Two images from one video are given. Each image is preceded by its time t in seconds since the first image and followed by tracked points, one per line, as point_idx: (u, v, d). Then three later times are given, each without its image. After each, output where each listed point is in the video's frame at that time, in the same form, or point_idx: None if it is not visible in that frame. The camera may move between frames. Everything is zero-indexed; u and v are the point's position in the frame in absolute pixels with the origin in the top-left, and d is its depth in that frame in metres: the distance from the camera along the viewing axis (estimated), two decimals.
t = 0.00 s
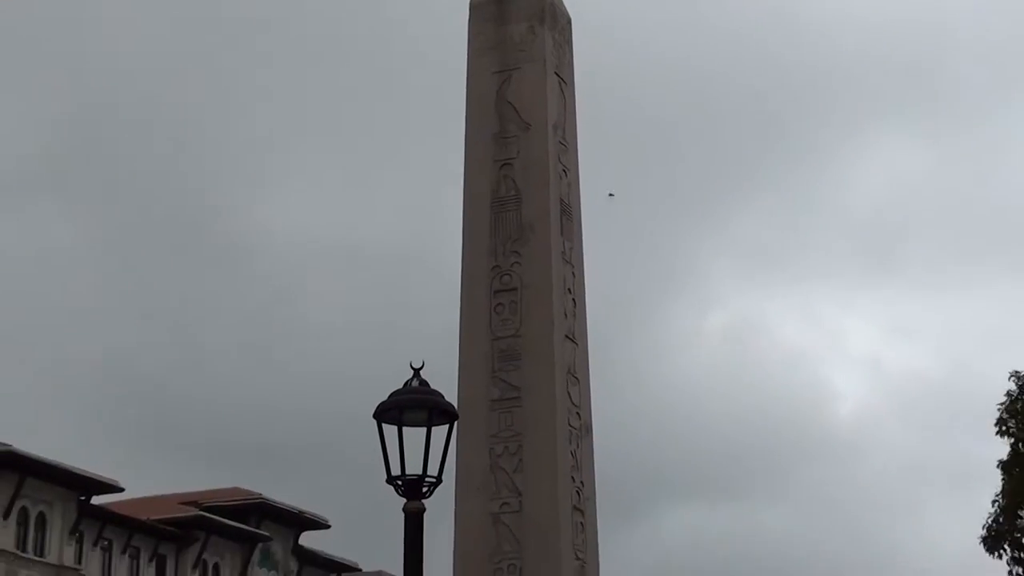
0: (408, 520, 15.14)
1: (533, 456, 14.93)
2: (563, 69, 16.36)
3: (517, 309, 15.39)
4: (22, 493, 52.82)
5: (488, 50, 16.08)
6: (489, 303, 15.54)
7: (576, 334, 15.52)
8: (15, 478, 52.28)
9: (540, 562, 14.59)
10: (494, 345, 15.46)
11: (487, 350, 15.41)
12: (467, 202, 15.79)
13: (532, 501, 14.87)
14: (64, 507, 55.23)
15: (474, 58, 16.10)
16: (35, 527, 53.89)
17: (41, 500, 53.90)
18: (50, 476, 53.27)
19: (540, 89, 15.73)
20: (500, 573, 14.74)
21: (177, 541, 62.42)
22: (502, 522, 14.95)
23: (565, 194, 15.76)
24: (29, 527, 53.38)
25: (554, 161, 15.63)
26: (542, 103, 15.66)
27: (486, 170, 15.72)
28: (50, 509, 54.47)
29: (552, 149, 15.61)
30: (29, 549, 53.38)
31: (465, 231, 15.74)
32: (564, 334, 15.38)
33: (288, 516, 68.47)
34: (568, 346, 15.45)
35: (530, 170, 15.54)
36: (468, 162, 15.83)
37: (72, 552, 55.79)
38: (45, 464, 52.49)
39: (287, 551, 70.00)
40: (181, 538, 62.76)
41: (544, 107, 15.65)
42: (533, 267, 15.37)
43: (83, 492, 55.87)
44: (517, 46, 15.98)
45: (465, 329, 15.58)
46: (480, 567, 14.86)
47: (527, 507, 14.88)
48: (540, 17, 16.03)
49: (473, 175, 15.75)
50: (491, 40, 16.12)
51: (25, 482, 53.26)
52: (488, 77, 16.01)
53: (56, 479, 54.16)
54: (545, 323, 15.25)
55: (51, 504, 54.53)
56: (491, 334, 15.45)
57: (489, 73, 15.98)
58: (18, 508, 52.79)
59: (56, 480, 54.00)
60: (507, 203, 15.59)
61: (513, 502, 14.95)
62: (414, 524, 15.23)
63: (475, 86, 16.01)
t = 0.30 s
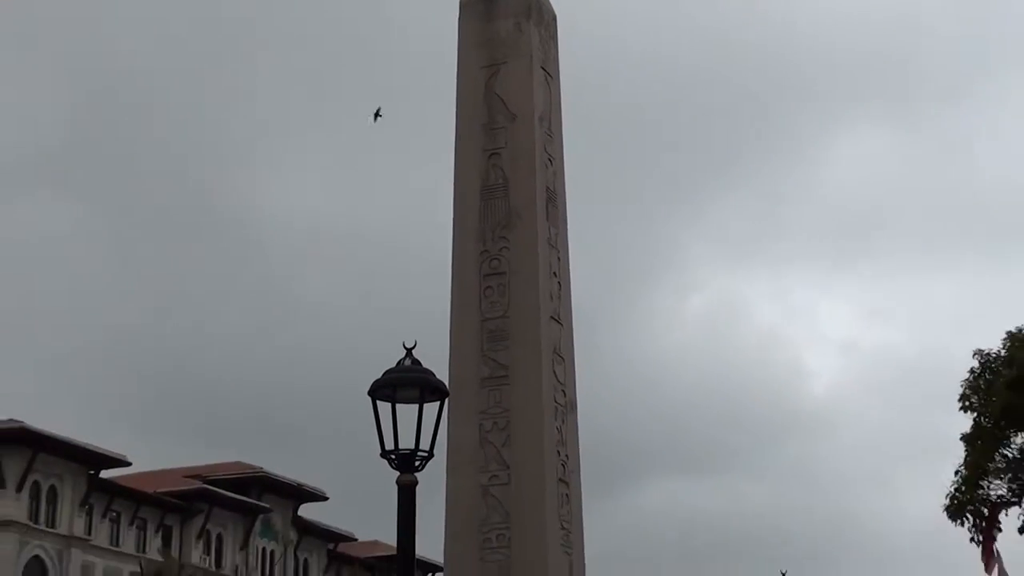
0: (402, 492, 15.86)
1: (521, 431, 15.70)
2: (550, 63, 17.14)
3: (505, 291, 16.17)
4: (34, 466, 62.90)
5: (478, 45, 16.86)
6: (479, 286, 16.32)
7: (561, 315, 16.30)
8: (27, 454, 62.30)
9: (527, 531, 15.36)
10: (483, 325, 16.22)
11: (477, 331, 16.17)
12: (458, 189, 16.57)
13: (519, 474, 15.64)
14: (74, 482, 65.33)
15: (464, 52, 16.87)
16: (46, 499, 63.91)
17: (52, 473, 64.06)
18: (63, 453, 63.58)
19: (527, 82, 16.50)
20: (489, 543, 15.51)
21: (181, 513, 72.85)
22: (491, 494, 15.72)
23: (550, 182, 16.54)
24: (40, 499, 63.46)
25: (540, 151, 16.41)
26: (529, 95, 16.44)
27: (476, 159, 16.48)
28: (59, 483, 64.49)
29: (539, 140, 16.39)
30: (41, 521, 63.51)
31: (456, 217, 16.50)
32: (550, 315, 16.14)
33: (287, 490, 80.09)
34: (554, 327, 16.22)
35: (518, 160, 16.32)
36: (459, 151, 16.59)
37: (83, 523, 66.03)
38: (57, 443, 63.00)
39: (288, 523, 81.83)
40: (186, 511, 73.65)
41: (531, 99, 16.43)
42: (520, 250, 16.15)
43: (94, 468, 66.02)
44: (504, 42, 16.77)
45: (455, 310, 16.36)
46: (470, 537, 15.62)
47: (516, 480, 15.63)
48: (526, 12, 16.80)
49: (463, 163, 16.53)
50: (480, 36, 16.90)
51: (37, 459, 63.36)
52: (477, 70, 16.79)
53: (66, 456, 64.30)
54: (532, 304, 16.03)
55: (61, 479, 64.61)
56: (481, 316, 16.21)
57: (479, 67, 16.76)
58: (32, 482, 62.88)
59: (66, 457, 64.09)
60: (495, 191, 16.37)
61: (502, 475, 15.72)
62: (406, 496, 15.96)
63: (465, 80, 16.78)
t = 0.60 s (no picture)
0: (401, 473, 16.61)
1: (515, 416, 16.50)
2: (542, 64, 17.93)
3: (499, 283, 16.98)
4: (51, 450, 67.35)
5: (473, 48, 17.67)
6: (474, 277, 17.13)
7: (553, 305, 17.09)
8: (45, 437, 66.80)
9: (520, 510, 16.17)
10: (479, 315, 17.03)
11: (472, 320, 16.98)
12: (455, 184, 17.36)
13: (513, 456, 16.46)
14: (90, 464, 70.03)
15: (460, 54, 17.67)
16: (64, 480, 68.50)
17: (70, 456, 68.73)
18: (80, 438, 68.38)
19: (520, 82, 17.29)
20: (484, 521, 16.32)
21: (192, 494, 78.70)
22: (487, 476, 16.54)
23: (543, 177, 17.33)
24: (57, 480, 67.92)
25: (532, 149, 17.20)
26: (522, 95, 17.23)
27: (471, 156, 17.29)
28: (76, 464, 69.14)
29: (531, 138, 17.19)
30: (59, 500, 67.89)
31: (453, 211, 17.31)
32: (542, 304, 16.95)
33: (292, 472, 86.23)
34: (546, 316, 17.02)
35: (511, 157, 17.12)
36: (456, 149, 17.40)
37: (99, 503, 70.67)
38: (75, 429, 67.53)
39: (293, 503, 87.96)
40: (196, 491, 79.01)
41: (524, 99, 17.22)
42: (514, 243, 16.94)
43: (107, 452, 70.95)
44: (499, 44, 17.57)
45: (453, 300, 17.16)
46: (467, 515, 16.44)
47: (509, 461, 16.46)
48: (520, 15, 17.59)
49: (459, 159, 17.33)
50: (476, 37, 17.69)
51: (56, 442, 67.94)
52: (473, 72, 17.57)
53: (82, 441, 69.07)
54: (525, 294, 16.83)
55: (77, 460, 69.22)
56: (477, 305, 17.02)
57: (474, 69, 17.55)
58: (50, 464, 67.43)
59: (82, 441, 68.93)
60: (490, 186, 17.17)
61: (496, 457, 16.54)
62: (406, 477, 16.75)
63: (461, 80, 17.57)
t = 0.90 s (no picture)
0: (404, 453, 17.55)
1: (513, 400, 17.34)
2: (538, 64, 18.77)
3: (498, 273, 17.83)
4: (74, 431, 68.78)
5: (473, 48, 18.51)
6: (474, 267, 17.97)
7: (548, 294, 17.94)
8: (68, 419, 68.27)
9: (518, 489, 17.03)
10: (479, 303, 17.87)
11: (472, 308, 17.81)
12: (455, 179, 18.21)
13: (511, 437, 17.30)
14: (110, 446, 71.52)
15: (461, 53, 18.51)
16: (85, 460, 69.87)
17: (90, 438, 70.07)
18: (101, 420, 69.76)
19: (518, 81, 18.14)
20: (483, 499, 17.20)
21: (206, 474, 79.84)
22: (486, 456, 17.39)
23: (539, 172, 18.18)
24: (79, 460, 69.27)
25: (530, 145, 18.05)
26: (519, 94, 18.08)
27: (471, 151, 18.13)
28: (97, 446, 70.59)
29: (528, 135, 18.04)
30: (81, 479, 69.30)
31: (453, 204, 18.14)
32: (538, 293, 17.79)
33: (299, 451, 87.21)
34: (542, 304, 17.88)
35: (509, 152, 17.97)
36: (457, 145, 18.25)
37: (117, 482, 72.07)
38: (95, 412, 68.89)
39: (301, 481, 88.98)
40: (210, 471, 80.30)
41: (521, 98, 18.07)
42: (511, 235, 17.78)
43: (125, 435, 72.32)
44: (497, 45, 18.41)
45: (453, 288, 18.00)
46: (467, 494, 17.35)
47: (507, 442, 17.31)
48: (518, 18, 18.44)
49: (459, 154, 18.18)
50: (476, 38, 18.54)
51: (78, 424, 69.32)
52: (473, 71, 18.41)
53: (101, 423, 70.40)
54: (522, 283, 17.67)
55: (98, 442, 70.66)
56: (476, 294, 17.86)
57: (474, 68, 18.39)
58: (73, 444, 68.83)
59: (103, 423, 70.28)
60: (489, 181, 18.01)
61: (494, 438, 17.40)
62: (408, 456, 17.67)
63: (462, 78, 18.40)
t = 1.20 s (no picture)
0: (412, 436, 18.33)
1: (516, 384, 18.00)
2: (540, 65, 19.59)
3: (501, 264, 18.58)
4: (98, 414, 69.72)
5: (479, 51, 19.36)
6: (478, 259, 18.73)
7: (550, 284, 18.67)
8: (92, 403, 69.13)
9: (521, 469, 17.67)
10: (483, 292, 18.59)
11: (477, 297, 18.53)
12: (461, 175, 19.02)
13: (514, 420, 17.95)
14: (131, 429, 72.46)
15: (466, 56, 19.39)
16: (108, 443, 70.72)
17: (114, 421, 70.99)
18: (124, 403, 70.68)
19: (521, 81, 18.97)
20: (488, 480, 17.87)
21: (223, 455, 80.83)
22: (491, 439, 18.03)
23: (541, 168, 18.98)
24: (103, 442, 70.17)
25: (532, 142, 18.87)
26: (522, 93, 18.92)
27: (477, 148, 18.96)
28: (119, 429, 71.46)
29: (530, 133, 18.86)
30: (104, 460, 70.23)
31: (459, 198, 18.92)
32: (540, 283, 18.51)
33: (312, 433, 88.13)
34: (543, 295, 18.60)
35: (513, 149, 18.79)
36: (464, 142, 19.10)
37: (139, 463, 73.04)
38: (120, 396, 69.82)
39: (314, 463, 89.93)
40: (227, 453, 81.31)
41: (524, 96, 18.91)
42: (514, 227, 18.54)
43: (147, 417, 73.27)
44: (502, 46, 19.25)
45: (460, 279, 18.74)
46: (473, 475, 18.00)
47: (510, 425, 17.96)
48: (521, 21, 19.28)
49: (465, 151, 19.01)
50: (481, 40, 19.38)
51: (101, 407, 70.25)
52: (478, 72, 19.25)
53: (124, 406, 71.38)
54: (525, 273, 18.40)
55: (120, 426, 71.54)
56: (481, 284, 18.58)
57: (480, 69, 19.23)
58: (96, 428, 69.67)
59: (126, 406, 71.24)
60: (493, 177, 18.82)
61: (499, 421, 18.05)
62: (417, 439, 18.45)
63: (467, 79, 19.25)
